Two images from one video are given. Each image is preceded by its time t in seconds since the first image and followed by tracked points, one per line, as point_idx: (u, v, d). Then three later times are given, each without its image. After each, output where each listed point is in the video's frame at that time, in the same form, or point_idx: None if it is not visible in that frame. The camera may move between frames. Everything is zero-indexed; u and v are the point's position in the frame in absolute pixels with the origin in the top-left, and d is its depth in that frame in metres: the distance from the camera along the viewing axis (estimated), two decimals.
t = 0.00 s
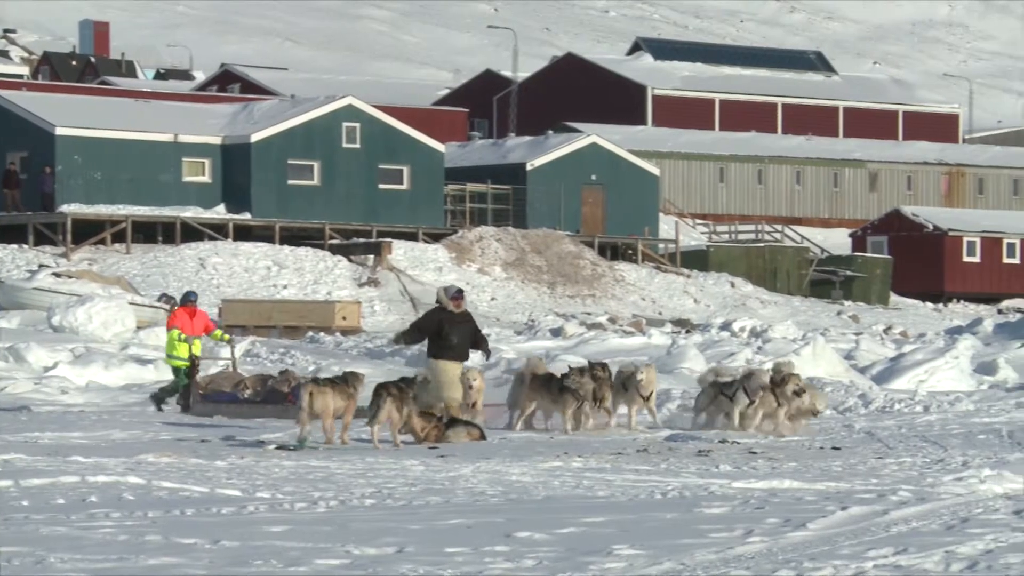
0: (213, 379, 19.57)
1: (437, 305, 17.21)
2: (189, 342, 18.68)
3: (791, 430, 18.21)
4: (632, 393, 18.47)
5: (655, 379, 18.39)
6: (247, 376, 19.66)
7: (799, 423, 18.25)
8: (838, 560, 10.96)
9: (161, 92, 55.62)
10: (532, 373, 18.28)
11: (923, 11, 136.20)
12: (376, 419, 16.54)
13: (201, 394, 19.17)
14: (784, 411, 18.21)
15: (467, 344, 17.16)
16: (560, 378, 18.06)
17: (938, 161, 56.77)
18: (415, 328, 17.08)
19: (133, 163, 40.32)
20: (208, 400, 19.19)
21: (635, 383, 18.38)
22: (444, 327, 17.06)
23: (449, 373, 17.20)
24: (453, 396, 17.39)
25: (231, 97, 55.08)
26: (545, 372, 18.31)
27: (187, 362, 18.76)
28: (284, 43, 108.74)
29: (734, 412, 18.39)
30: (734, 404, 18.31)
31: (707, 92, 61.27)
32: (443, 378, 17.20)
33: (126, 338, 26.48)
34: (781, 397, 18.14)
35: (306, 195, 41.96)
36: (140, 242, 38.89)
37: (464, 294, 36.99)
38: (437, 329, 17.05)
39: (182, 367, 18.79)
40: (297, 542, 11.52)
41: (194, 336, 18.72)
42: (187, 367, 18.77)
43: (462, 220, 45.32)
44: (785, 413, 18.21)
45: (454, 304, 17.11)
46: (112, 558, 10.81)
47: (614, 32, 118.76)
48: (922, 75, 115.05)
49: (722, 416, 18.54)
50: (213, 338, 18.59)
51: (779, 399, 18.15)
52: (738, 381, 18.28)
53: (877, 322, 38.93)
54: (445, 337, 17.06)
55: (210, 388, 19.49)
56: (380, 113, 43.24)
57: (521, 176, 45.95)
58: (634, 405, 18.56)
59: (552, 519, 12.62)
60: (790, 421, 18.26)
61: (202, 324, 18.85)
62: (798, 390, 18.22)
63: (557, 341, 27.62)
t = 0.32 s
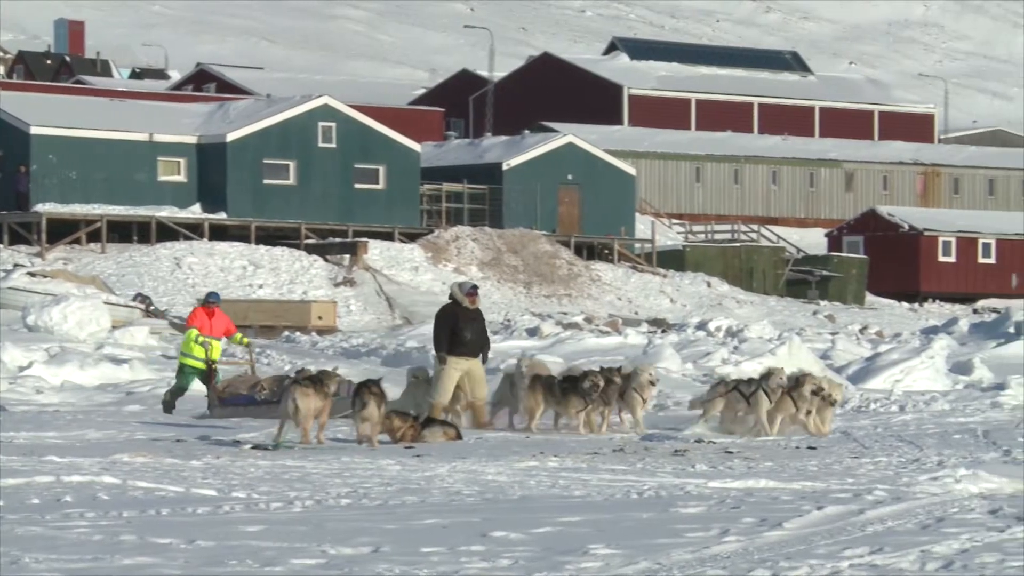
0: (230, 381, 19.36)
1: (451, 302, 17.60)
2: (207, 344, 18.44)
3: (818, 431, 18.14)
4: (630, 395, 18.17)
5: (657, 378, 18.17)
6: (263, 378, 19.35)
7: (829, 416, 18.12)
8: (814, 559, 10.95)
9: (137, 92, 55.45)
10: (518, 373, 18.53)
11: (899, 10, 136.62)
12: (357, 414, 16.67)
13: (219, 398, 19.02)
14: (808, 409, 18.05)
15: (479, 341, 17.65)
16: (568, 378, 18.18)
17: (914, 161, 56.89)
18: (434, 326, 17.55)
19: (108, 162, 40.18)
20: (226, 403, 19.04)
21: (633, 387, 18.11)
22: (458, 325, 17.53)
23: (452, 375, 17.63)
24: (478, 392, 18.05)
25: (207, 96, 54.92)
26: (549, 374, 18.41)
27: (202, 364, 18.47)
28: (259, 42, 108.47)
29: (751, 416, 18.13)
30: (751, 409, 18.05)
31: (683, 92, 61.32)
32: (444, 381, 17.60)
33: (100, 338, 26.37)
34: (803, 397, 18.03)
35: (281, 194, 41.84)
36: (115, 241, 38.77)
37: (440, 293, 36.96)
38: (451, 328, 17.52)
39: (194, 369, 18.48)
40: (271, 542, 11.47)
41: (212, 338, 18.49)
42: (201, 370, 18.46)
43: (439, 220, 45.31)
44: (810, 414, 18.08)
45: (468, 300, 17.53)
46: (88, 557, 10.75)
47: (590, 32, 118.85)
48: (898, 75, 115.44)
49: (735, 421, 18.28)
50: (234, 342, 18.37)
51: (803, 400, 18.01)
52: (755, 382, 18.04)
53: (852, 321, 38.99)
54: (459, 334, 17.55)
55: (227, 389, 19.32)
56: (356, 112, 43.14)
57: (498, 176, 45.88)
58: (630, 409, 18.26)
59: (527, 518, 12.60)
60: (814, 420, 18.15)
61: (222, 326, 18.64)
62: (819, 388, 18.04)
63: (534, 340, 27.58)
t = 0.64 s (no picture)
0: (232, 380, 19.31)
1: (463, 301, 17.93)
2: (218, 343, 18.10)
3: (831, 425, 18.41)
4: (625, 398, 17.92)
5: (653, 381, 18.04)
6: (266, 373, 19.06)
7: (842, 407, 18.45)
8: (783, 558, 10.94)
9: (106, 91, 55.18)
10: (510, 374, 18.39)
11: (868, 11, 137.11)
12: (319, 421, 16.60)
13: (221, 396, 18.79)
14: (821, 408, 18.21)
15: (490, 341, 17.84)
16: (574, 382, 18.05)
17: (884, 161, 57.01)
18: (444, 323, 17.86)
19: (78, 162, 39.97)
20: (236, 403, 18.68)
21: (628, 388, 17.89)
22: (468, 322, 17.77)
23: (471, 370, 17.82)
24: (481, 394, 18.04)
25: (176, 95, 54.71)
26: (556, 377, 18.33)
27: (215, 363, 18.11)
28: (228, 41, 108.13)
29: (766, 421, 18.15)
30: (767, 414, 18.07)
31: (653, 91, 61.35)
32: (467, 377, 17.85)
33: (69, 337, 26.22)
34: (819, 394, 18.13)
35: (251, 194, 41.69)
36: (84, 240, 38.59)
37: (409, 292, 36.88)
38: (461, 326, 17.77)
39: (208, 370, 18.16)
40: (239, 541, 11.39)
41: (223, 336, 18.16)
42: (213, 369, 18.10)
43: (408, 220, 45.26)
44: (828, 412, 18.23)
45: (479, 299, 17.83)
46: (56, 558, 10.65)
47: (561, 31, 118.89)
48: (868, 75, 115.86)
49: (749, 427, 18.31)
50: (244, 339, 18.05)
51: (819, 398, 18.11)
52: (769, 386, 18.10)
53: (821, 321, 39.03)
54: (470, 331, 17.76)
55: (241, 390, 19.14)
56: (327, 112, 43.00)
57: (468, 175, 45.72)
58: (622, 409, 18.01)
59: (496, 518, 12.54)
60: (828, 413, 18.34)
61: (233, 325, 18.35)
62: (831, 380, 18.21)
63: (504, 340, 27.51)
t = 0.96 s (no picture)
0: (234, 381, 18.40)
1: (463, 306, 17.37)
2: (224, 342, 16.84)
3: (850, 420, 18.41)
4: (644, 401, 17.71)
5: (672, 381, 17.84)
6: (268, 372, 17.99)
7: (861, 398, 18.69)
8: (749, 558, 10.92)
9: (70, 90, 54.90)
10: (518, 376, 18.44)
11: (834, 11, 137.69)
12: (279, 420, 16.52)
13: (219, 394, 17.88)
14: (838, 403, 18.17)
15: (491, 344, 17.41)
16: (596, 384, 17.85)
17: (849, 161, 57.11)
18: (449, 331, 17.31)
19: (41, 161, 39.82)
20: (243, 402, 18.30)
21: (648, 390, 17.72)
22: (472, 329, 17.29)
23: (474, 373, 17.44)
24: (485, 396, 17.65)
25: (142, 95, 54.52)
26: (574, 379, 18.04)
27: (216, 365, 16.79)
28: (193, 40, 107.75)
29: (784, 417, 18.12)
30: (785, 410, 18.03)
31: (620, 91, 61.36)
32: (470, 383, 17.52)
33: (33, 336, 26.06)
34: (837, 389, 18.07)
35: (217, 193, 41.51)
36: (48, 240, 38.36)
37: (375, 292, 36.79)
38: (463, 329, 17.29)
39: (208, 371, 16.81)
40: (204, 541, 11.30)
41: (229, 336, 16.95)
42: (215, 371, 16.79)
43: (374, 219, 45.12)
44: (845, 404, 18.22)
45: (480, 303, 17.30)
46: (22, 557, 10.56)
47: (527, 31, 118.93)
48: (834, 75, 116.37)
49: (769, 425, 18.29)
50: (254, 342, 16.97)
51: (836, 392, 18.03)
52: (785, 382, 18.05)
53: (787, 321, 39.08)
54: (474, 337, 17.31)
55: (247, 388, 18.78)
56: (292, 111, 42.86)
57: (433, 175, 45.58)
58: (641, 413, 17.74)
59: (462, 518, 12.49)
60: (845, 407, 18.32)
61: (238, 326, 17.14)
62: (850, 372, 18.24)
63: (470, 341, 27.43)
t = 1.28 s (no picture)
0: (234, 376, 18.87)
1: (467, 311, 17.23)
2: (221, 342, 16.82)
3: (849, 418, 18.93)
4: (671, 398, 18.23)
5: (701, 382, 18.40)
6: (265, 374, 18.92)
7: (868, 401, 19.15)
8: (710, 557, 10.88)
9: (28, 89, 54.52)
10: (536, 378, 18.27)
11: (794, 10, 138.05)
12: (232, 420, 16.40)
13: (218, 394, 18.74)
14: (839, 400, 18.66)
15: (494, 352, 17.22)
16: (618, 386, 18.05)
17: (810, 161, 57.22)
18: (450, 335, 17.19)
19: None
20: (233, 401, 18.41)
21: (679, 390, 18.25)
22: (475, 334, 17.15)
23: (474, 379, 17.21)
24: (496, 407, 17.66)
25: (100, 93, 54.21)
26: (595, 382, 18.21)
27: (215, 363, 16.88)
28: (153, 39, 107.14)
29: (793, 416, 18.44)
30: (796, 410, 18.35)
31: (581, 91, 61.34)
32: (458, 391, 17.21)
33: None
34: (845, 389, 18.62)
35: (177, 192, 41.24)
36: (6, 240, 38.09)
37: (336, 292, 36.65)
38: (467, 337, 17.14)
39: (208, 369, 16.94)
40: (163, 541, 11.19)
41: (227, 335, 16.88)
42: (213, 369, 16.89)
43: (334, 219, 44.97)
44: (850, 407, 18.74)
45: (483, 309, 17.20)
46: None
47: (488, 30, 118.84)
48: (794, 75, 116.74)
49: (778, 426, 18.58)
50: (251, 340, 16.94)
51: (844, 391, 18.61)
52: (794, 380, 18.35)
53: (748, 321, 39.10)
54: (477, 343, 17.14)
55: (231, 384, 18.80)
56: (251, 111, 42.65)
57: (395, 174, 45.41)
58: (673, 413, 18.31)
59: (424, 518, 12.40)
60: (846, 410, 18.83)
61: (237, 324, 17.03)
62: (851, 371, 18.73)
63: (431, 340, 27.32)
